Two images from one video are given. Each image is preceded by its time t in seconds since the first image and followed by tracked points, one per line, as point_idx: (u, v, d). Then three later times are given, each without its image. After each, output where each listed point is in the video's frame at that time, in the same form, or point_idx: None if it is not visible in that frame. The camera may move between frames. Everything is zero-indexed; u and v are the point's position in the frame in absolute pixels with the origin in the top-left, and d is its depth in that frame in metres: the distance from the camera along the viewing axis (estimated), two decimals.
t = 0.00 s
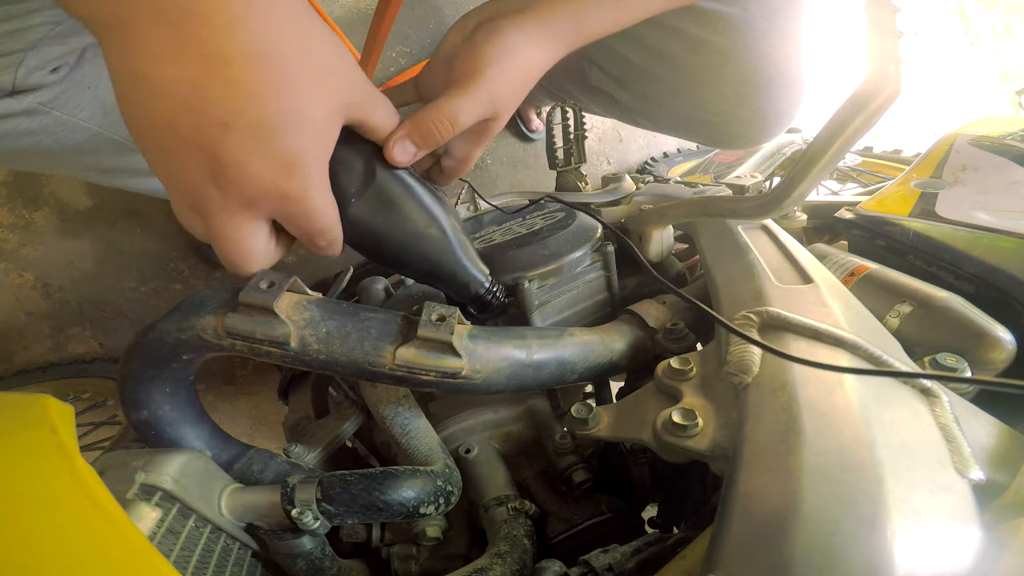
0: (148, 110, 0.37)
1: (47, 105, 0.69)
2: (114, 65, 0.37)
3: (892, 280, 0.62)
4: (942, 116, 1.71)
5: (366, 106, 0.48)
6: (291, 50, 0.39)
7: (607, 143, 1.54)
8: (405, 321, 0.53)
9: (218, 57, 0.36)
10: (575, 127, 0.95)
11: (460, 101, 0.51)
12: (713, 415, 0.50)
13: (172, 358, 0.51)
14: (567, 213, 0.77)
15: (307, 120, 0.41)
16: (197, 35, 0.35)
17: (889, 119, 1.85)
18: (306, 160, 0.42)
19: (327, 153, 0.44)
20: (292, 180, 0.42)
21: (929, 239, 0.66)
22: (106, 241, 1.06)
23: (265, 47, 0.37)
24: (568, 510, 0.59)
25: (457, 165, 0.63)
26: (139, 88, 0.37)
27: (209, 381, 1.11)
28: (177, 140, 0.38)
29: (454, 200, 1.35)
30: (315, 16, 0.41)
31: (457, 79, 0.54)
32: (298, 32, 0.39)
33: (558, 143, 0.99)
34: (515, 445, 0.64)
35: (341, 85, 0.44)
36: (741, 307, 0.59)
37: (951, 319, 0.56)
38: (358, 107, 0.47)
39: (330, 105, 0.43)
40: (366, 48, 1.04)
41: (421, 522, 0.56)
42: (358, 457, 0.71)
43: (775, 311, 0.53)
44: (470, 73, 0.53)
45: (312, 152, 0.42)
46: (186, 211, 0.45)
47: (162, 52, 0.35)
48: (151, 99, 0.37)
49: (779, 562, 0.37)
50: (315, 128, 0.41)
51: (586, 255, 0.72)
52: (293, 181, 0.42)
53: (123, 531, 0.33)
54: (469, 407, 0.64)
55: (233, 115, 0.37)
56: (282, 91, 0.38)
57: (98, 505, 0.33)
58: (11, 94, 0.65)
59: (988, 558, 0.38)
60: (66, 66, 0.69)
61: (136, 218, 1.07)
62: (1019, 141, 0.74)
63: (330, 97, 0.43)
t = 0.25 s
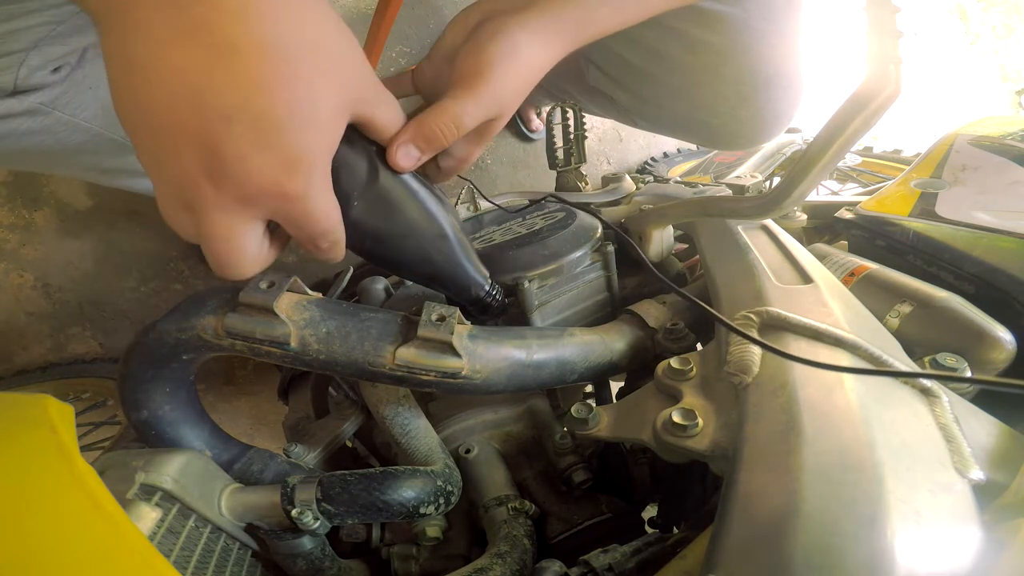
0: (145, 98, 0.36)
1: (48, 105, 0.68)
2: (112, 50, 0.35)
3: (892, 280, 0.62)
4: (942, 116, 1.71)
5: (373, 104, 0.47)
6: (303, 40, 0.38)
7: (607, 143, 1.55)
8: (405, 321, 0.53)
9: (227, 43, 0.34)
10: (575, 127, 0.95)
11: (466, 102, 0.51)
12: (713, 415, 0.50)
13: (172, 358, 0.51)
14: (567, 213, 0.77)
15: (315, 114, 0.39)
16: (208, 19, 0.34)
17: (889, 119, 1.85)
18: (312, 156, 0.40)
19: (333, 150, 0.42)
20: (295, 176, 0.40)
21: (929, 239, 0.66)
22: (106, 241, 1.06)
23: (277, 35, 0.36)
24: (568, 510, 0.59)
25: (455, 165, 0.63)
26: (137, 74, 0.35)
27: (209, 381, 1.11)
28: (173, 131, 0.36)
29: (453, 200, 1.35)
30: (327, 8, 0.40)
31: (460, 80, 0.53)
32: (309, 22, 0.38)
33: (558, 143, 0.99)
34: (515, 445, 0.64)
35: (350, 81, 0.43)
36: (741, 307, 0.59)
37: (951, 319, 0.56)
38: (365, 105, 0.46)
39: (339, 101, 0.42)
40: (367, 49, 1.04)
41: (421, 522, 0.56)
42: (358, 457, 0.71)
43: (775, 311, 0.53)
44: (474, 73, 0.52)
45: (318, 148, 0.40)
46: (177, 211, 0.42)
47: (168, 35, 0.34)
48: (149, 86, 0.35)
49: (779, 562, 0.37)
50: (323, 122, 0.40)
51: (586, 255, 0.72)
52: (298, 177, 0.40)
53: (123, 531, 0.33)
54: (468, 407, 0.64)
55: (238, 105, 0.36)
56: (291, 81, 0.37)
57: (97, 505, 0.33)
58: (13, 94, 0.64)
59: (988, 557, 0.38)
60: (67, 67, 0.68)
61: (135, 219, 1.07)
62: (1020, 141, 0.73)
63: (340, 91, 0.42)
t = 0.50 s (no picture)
0: (136, 94, 0.35)
1: (48, 106, 0.68)
2: (101, 46, 0.35)
3: (892, 280, 0.62)
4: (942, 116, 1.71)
5: (371, 101, 0.47)
6: (298, 36, 0.38)
7: (607, 143, 1.55)
8: (405, 321, 0.53)
9: (220, 38, 0.35)
10: (575, 127, 0.95)
11: (466, 99, 0.51)
12: (713, 415, 0.50)
13: (172, 358, 0.51)
14: (567, 213, 0.77)
15: (312, 111, 0.39)
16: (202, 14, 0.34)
17: (889, 119, 1.85)
18: (308, 154, 0.40)
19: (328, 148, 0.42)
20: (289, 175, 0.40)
21: (929, 239, 0.66)
22: (106, 241, 1.06)
23: (271, 30, 0.36)
24: (568, 510, 0.59)
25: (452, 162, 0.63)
26: (129, 70, 0.35)
27: (209, 381, 1.11)
28: (165, 129, 0.36)
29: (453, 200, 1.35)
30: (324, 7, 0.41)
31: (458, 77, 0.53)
32: (305, 19, 0.38)
33: (558, 143, 0.99)
34: (515, 445, 0.64)
35: (347, 80, 0.43)
36: (741, 306, 0.59)
37: (951, 319, 0.56)
38: (363, 103, 0.46)
39: (337, 100, 0.42)
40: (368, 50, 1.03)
41: (421, 522, 0.56)
42: (358, 457, 0.71)
43: (775, 311, 0.53)
44: (471, 70, 0.52)
45: (314, 147, 0.40)
46: (171, 212, 0.42)
47: (159, 30, 0.34)
48: (139, 82, 0.35)
49: (779, 562, 0.37)
50: (319, 120, 0.40)
51: (586, 255, 0.72)
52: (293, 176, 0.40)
53: (123, 531, 0.33)
54: (468, 407, 0.64)
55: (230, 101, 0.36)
56: (287, 78, 0.37)
57: (97, 505, 0.33)
58: (13, 94, 0.64)
59: (988, 557, 0.38)
60: (68, 67, 0.68)
61: (135, 219, 1.07)
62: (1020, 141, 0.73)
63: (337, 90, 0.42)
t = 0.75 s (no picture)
0: (132, 92, 0.35)
1: (48, 106, 0.68)
2: (98, 42, 0.35)
3: (892, 280, 0.62)
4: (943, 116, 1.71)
5: (373, 99, 0.47)
6: (298, 34, 0.38)
7: (607, 143, 1.55)
8: (405, 321, 0.53)
9: (220, 36, 0.34)
10: (575, 127, 0.95)
11: (467, 97, 0.51)
12: (713, 415, 0.50)
13: (173, 358, 0.51)
14: (567, 213, 0.77)
15: (311, 110, 0.39)
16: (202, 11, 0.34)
17: (889, 119, 1.85)
18: (307, 154, 0.40)
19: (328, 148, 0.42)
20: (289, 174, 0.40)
21: (929, 239, 0.66)
22: (106, 241, 1.06)
23: (271, 28, 0.36)
24: (568, 510, 0.59)
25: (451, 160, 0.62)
26: (124, 68, 0.35)
27: (209, 381, 1.11)
28: (163, 128, 0.36)
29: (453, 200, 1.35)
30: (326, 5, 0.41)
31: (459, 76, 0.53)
32: (306, 17, 0.38)
33: (558, 143, 0.99)
34: (515, 445, 0.64)
35: (348, 79, 0.43)
36: (741, 306, 0.59)
37: (951, 319, 0.56)
38: (364, 102, 0.46)
39: (337, 99, 0.42)
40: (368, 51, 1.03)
41: (421, 522, 0.56)
42: (359, 457, 0.71)
43: (775, 311, 0.53)
44: (473, 69, 0.52)
45: (314, 147, 0.40)
46: (169, 212, 0.42)
47: (157, 26, 0.34)
48: (137, 80, 0.35)
49: (779, 562, 0.37)
50: (319, 119, 0.40)
51: (586, 255, 0.72)
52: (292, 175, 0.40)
53: (123, 531, 0.33)
54: (468, 407, 0.64)
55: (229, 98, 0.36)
56: (287, 76, 0.37)
57: (97, 505, 0.33)
58: (13, 94, 0.64)
59: (988, 557, 0.38)
60: (68, 67, 0.68)
61: (135, 219, 1.07)
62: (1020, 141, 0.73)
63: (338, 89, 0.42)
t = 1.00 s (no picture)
0: (131, 92, 0.35)
1: (48, 106, 0.68)
2: (97, 41, 0.35)
3: (892, 280, 0.62)
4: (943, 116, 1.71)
5: (376, 99, 0.47)
6: (300, 32, 0.38)
7: (607, 143, 1.55)
8: (405, 321, 0.53)
9: (220, 33, 0.34)
10: (575, 127, 0.95)
11: (468, 96, 0.51)
12: (713, 415, 0.50)
13: (172, 358, 0.51)
14: (567, 213, 0.77)
15: (313, 110, 0.39)
16: (203, 9, 0.34)
17: (889, 119, 1.85)
18: (308, 154, 0.40)
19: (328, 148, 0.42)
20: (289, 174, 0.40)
21: (929, 239, 0.66)
22: (106, 241, 1.06)
23: (272, 26, 0.36)
24: (568, 510, 0.59)
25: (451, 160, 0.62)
26: (121, 66, 0.35)
27: (209, 381, 1.11)
28: (161, 127, 0.36)
29: (453, 200, 1.35)
30: (328, 4, 0.41)
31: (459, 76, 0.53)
32: (307, 16, 0.38)
33: (558, 143, 0.99)
34: (515, 445, 0.64)
35: (350, 79, 0.43)
36: (741, 306, 0.59)
37: (951, 319, 0.56)
38: (367, 101, 0.46)
39: (339, 99, 0.42)
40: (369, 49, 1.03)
41: (421, 522, 0.56)
42: (359, 458, 0.71)
43: (775, 311, 0.53)
44: (474, 68, 0.52)
45: (315, 147, 0.40)
46: (167, 213, 0.42)
47: (157, 24, 0.34)
48: (136, 78, 0.35)
49: (778, 563, 0.37)
50: (321, 119, 0.40)
51: (586, 255, 0.72)
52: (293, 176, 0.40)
53: (123, 531, 0.33)
54: (468, 408, 0.64)
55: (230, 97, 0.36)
56: (287, 74, 0.37)
57: (96, 505, 0.33)
58: (13, 94, 0.64)
59: (988, 557, 0.38)
60: (68, 67, 0.68)
61: (135, 218, 1.07)
62: (1019, 141, 0.73)
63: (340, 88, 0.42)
